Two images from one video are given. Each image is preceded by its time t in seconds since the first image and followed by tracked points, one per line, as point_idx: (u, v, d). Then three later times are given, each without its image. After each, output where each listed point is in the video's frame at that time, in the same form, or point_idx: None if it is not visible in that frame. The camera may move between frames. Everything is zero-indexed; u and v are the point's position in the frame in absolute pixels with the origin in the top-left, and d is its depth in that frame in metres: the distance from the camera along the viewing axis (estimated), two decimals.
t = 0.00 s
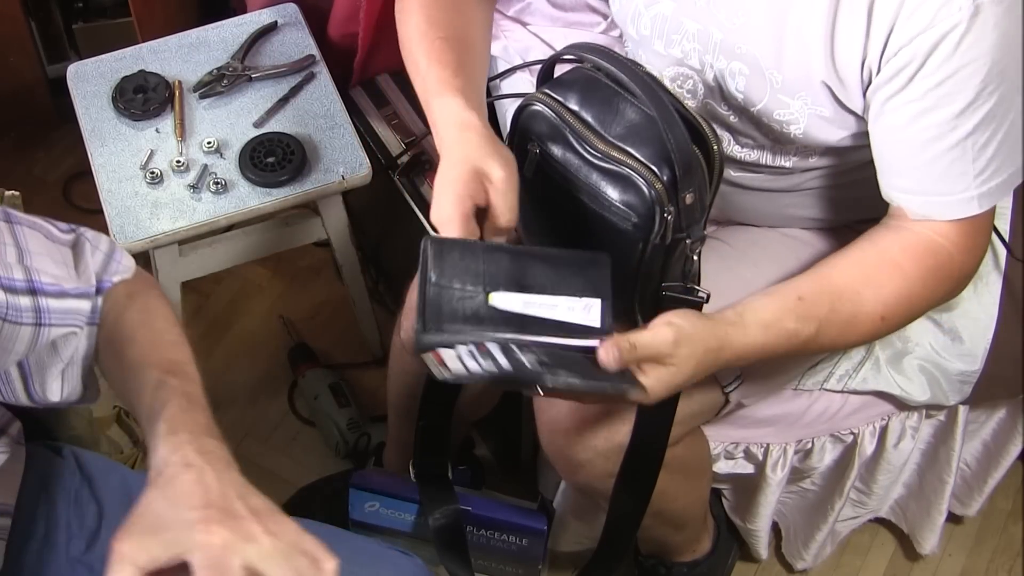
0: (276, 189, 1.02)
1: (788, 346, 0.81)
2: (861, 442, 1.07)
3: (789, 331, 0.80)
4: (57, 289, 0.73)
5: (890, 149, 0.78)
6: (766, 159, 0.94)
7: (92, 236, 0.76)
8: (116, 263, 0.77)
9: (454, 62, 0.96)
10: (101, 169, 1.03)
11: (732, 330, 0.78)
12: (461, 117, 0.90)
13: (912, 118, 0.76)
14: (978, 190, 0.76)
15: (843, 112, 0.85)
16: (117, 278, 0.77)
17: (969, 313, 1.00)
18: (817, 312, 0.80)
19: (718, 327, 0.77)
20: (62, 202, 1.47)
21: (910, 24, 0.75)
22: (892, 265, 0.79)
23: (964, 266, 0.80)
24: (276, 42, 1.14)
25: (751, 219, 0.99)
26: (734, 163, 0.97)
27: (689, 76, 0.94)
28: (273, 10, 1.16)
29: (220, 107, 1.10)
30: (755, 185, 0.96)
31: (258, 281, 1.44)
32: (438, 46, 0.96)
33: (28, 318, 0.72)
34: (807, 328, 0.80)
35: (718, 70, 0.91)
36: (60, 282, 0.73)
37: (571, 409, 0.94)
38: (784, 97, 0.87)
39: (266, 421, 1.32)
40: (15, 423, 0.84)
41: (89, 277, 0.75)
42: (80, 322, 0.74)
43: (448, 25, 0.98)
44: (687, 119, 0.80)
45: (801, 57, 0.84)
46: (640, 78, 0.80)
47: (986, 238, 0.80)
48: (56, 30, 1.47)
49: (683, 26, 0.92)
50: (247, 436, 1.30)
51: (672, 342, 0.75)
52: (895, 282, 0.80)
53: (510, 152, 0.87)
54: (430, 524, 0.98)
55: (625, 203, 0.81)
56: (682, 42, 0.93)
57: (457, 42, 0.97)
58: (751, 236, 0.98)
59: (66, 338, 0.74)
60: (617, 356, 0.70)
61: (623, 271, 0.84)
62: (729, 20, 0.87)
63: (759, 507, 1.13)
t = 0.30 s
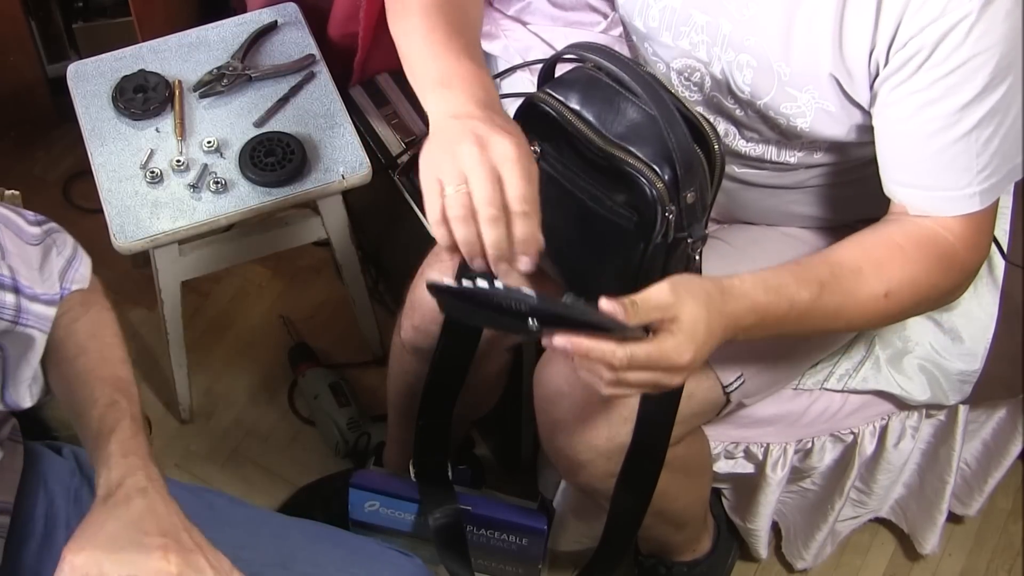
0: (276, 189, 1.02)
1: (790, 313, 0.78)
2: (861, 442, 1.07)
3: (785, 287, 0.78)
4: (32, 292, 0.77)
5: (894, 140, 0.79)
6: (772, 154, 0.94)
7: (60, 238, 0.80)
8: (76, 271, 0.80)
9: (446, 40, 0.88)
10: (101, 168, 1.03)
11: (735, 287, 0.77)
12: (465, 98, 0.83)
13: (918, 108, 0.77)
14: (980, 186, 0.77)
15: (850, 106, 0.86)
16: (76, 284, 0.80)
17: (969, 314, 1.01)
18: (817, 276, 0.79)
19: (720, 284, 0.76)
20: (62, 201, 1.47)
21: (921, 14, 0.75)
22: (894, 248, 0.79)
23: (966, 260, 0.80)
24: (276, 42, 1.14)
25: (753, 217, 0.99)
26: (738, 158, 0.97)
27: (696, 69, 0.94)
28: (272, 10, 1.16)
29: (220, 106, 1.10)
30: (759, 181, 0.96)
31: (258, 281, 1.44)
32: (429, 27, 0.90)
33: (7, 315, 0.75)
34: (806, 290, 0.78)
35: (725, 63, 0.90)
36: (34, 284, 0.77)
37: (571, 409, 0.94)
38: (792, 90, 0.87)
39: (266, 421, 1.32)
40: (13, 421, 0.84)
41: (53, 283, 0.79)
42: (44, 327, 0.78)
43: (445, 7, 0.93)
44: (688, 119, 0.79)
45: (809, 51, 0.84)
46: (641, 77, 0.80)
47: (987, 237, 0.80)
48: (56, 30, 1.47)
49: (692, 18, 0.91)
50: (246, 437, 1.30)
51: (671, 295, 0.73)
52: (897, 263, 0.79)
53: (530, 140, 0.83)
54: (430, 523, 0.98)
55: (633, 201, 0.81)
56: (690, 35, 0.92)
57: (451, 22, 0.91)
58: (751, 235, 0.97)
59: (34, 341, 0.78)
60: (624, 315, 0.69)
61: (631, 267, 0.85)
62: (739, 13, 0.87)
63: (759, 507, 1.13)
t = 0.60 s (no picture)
0: (276, 189, 1.02)
1: (793, 298, 0.78)
2: (861, 441, 1.07)
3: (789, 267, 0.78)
4: (16, 298, 0.77)
5: (897, 138, 0.79)
6: (774, 153, 0.94)
7: (50, 243, 0.79)
8: (64, 281, 0.80)
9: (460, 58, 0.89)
10: (101, 168, 1.03)
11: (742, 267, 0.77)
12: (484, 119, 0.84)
13: (921, 105, 0.77)
14: (980, 185, 0.77)
15: (853, 106, 0.85)
16: (66, 291, 0.80)
17: (969, 314, 1.01)
18: (820, 262, 0.79)
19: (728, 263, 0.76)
20: (62, 201, 1.47)
21: (924, 12, 0.75)
22: (896, 239, 0.79)
23: (968, 256, 0.80)
24: (276, 41, 1.14)
25: (754, 216, 0.99)
26: (740, 156, 0.97)
27: (698, 68, 0.94)
28: (272, 9, 1.16)
29: (220, 106, 1.10)
30: (761, 180, 0.96)
31: (258, 280, 1.44)
32: (438, 39, 0.90)
33: None
34: (809, 274, 0.78)
35: (727, 62, 0.90)
36: (19, 290, 0.77)
37: (572, 409, 0.94)
38: (794, 90, 0.87)
39: (266, 421, 1.32)
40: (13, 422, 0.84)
41: (41, 289, 0.78)
42: (26, 334, 0.78)
43: (451, 12, 0.92)
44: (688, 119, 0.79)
45: (812, 50, 0.84)
46: (640, 78, 0.80)
47: (988, 234, 0.80)
48: (56, 30, 1.47)
49: (695, 18, 0.91)
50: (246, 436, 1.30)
51: (680, 270, 0.74)
52: (899, 253, 0.79)
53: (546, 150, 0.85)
54: (430, 523, 0.98)
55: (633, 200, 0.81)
56: (693, 35, 0.92)
57: (458, 31, 0.91)
58: (752, 234, 0.97)
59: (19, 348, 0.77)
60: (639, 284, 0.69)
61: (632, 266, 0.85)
62: (742, 12, 0.87)
63: (759, 506, 1.13)
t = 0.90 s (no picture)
0: (276, 188, 1.02)
1: (797, 293, 0.79)
2: (861, 441, 1.07)
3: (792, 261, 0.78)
4: (18, 303, 0.76)
5: (899, 139, 0.79)
6: (774, 153, 0.94)
7: (58, 246, 0.79)
8: (71, 285, 0.79)
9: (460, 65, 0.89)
10: (101, 167, 1.03)
11: (742, 260, 0.77)
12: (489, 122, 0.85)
13: (923, 106, 0.77)
14: (983, 185, 0.77)
15: (855, 107, 0.85)
16: (73, 295, 0.80)
17: (968, 313, 1.01)
18: (824, 257, 0.79)
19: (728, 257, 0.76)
20: (62, 200, 1.47)
21: (927, 13, 0.75)
22: (899, 237, 0.79)
23: (971, 256, 0.80)
24: (276, 41, 1.14)
25: (754, 215, 0.99)
26: (740, 156, 0.97)
27: (698, 69, 0.94)
28: (272, 9, 1.16)
29: (220, 105, 1.10)
30: (762, 180, 0.96)
31: (257, 279, 1.44)
32: (436, 45, 0.90)
33: None
34: (813, 271, 0.78)
35: (728, 63, 0.90)
36: (21, 295, 0.76)
37: (572, 409, 0.94)
38: (796, 91, 0.87)
39: (266, 420, 1.32)
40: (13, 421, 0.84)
41: (46, 293, 0.78)
42: (26, 339, 0.77)
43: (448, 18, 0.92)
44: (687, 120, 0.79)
45: (815, 51, 0.84)
46: (641, 78, 0.80)
47: (992, 233, 0.80)
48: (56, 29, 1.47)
49: (696, 18, 0.91)
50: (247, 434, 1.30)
51: (680, 270, 0.73)
52: (903, 251, 0.79)
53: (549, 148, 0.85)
54: (430, 523, 0.98)
55: (635, 200, 0.81)
56: (694, 35, 0.92)
57: (456, 37, 0.91)
58: (751, 233, 0.97)
59: (18, 353, 0.76)
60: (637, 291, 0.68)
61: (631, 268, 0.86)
62: (743, 13, 0.87)
63: (759, 506, 1.13)
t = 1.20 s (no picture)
0: (276, 187, 1.02)
1: (801, 290, 0.78)
2: (861, 440, 1.07)
3: (796, 258, 0.78)
4: (23, 299, 0.75)
5: (903, 139, 0.79)
6: (776, 153, 0.94)
7: (70, 239, 0.79)
8: (82, 281, 0.79)
9: (466, 60, 0.86)
10: (101, 167, 1.03)
11: (746, 258, 0.77)
12: (499, 119, 0.82)
13: (928, 106, 0.77)
14: (987, 185, 0.77)
15: (858, 107, 0.85)
16: (85, 288, 0.80)
17: (969, 311, 1.01)
18: (829, 256, 0.79)
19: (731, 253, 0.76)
20: (62, 200, 1.47)
21: (931, 13, 0.75)
22: (904, 236, 0.79)
23: (974, 256, 0.80)
24: (276, 41, 1.14)
25: (755, 215, 0.99)
26: (742, 156, 0.97)
27: (700, 69, 0.94)
28: (273, 8, 1.16)
29: (220, 105, 1.10)
30: (763, 179, 0.96)
31: (258, 279, 1.44)
32: (442, 40, 0.87)
33: None
34: (817, 270, 0.78)
35: (731, 64, 0.90)
36: (26, 292, 0.75)
37: (572, 409, 0.94)
38: (799, 91, 0.87)
39: (266, 419, 1.32)
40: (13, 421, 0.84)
41: (56, 286, 0.78)
42: (29, 336, 0.76)
43: (452, 14, 0.89)
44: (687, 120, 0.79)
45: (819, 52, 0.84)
46: (641, 77, 0.80)
47: (995, 233, 0.80)
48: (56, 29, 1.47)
49: (698, 19, 0.91)
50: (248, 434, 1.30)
51: (682, 267, 0.73)
52: (907, 251, 0.79)
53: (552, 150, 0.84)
54: (430, 522, 0.98)
55: (636, 201, 0.82)
56: (695, 36, 0.92)
57: (460, 30, 0.89)
58: (752, 233, 0.97)
59: (20, 350, 0.76)
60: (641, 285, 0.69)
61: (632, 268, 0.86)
62: (745, 14, 0.87)
63: (759, 505, 1.14)
